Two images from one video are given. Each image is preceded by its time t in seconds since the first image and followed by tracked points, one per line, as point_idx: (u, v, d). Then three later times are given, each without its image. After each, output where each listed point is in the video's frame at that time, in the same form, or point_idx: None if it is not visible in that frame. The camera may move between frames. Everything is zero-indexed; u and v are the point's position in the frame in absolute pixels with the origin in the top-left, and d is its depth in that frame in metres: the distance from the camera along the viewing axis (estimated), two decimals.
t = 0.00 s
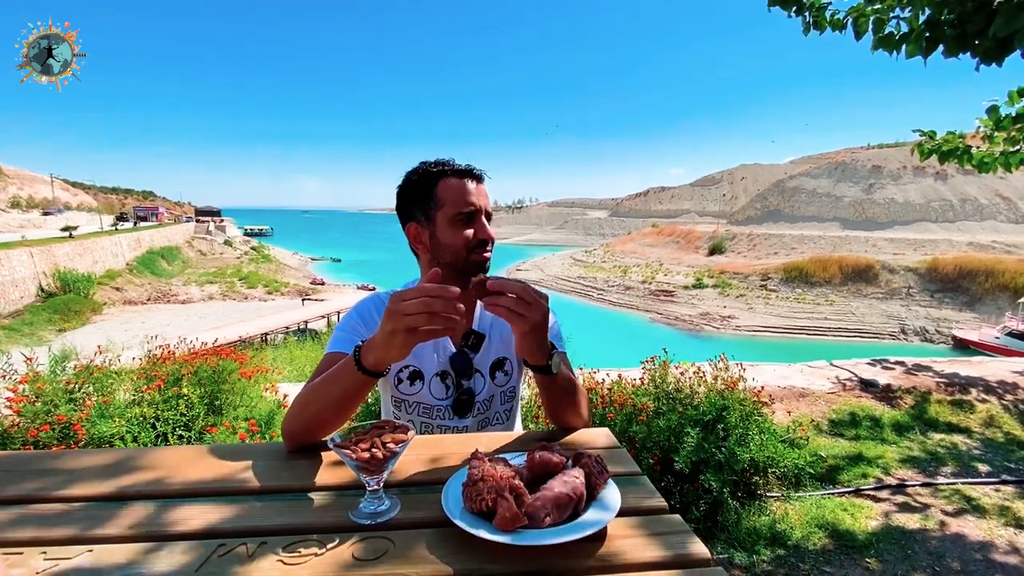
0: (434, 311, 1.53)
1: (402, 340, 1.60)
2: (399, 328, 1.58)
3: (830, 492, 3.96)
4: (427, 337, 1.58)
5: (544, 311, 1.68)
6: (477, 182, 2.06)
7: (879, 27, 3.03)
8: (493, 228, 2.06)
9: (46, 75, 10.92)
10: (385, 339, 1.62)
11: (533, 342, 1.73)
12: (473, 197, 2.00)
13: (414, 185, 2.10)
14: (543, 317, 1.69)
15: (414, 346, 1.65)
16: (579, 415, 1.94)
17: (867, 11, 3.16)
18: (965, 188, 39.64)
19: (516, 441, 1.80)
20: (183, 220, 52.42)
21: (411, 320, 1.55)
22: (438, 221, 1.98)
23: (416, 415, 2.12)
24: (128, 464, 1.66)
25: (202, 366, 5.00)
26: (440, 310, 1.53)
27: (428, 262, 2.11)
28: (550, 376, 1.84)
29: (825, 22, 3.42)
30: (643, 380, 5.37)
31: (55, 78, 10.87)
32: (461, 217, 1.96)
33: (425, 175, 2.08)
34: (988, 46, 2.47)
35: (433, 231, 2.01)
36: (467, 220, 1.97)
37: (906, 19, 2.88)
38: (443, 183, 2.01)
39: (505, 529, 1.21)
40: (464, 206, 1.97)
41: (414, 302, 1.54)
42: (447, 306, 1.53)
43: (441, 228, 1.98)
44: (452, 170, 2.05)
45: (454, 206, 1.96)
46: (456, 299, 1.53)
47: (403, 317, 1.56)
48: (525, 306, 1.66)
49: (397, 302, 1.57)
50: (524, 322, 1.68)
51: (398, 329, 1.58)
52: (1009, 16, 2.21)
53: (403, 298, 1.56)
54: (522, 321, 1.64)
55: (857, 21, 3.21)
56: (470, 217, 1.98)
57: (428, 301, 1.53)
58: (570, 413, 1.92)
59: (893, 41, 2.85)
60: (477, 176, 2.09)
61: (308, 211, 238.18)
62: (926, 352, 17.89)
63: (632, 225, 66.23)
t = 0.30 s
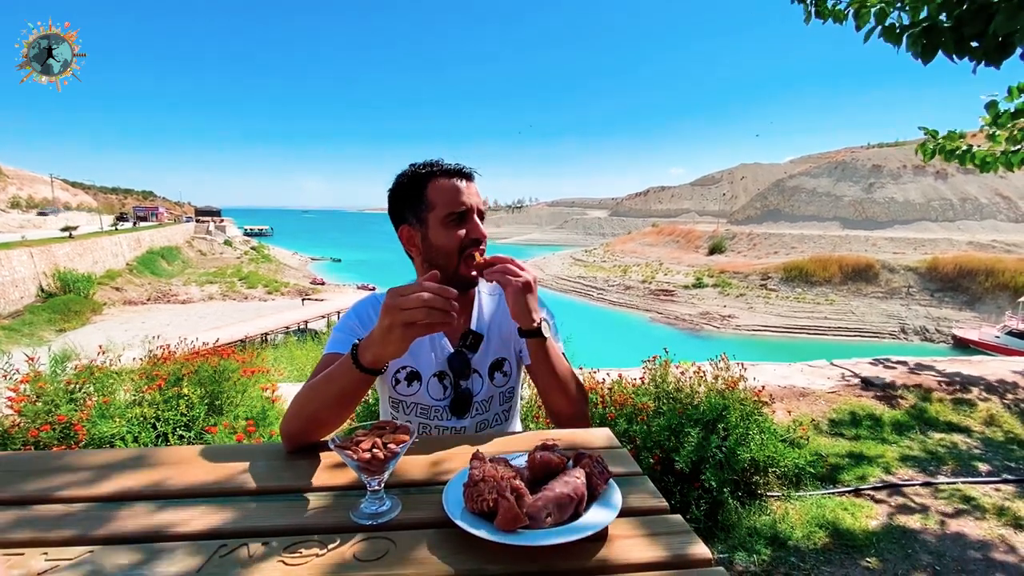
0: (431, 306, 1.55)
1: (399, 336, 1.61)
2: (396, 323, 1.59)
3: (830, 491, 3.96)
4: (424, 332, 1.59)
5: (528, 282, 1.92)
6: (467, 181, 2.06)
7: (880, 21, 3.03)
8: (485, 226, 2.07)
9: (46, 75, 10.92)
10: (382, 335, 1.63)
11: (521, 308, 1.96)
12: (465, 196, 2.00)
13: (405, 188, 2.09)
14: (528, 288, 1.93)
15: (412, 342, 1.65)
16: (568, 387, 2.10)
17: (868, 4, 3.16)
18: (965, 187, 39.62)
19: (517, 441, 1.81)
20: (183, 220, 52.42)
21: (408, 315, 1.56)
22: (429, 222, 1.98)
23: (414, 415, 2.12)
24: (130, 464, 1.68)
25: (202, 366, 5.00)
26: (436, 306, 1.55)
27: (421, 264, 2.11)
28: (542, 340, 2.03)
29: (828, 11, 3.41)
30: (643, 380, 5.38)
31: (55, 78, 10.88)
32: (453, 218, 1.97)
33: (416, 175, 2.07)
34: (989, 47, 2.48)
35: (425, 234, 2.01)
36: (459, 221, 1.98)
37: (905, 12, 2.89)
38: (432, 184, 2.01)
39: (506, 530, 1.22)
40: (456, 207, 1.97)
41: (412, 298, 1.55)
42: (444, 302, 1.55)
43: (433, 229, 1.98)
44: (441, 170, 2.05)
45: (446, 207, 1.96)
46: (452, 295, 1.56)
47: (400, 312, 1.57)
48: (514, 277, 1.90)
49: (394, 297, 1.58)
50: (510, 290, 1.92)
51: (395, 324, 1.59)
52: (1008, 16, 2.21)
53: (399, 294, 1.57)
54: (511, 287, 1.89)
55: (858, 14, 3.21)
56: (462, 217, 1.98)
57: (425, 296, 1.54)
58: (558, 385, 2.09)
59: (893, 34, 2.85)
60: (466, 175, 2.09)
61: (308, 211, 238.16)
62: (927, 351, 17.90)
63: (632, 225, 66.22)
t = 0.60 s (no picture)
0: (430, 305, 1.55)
1: (398, 333, 1.61)
2: (395, 320, 1.59)
3: (831, 491, 3.96)
4: (422, 329, 1.58)
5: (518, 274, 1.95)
6: (469, 183, 2.05)
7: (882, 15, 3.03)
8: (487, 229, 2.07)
9: (47, 75, 10.93)
10: (381, 333, 1.63)
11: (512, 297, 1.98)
12: (467, 199, 2.00)
13: (407, 189, 2.09)
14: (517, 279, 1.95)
15: (410, 339, 1.65)
16: (566, 375, 2.10)
17: None
18: (965, 186, 39.59)
19: (518, 441, 1.81)
20: (183, 221, 52.48)
21: (410, 315, 1.56)
22: (431, 224, 1.98)
23: (416, 415, 2.11)
24: (133, 465, 1.67)
25: (203, 366, 5.00)
26: (437, 306, 1.54)
27: (423, 266, 2.11)
28: (537, 330, 2.01)
29: (828, 7, 3.41)
30: (643, 380, 5.39)
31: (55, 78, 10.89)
32: (456, 221, 1.97)
33: (417, 177, 2.07)
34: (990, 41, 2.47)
35: (427, 236, 2.01)
36: (461, 223, 1.98)
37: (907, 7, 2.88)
38: (434, 186, 2.01)
39: (507, 529, 1.22)
40: (458, 209, 1.97)
41: (413, 296, 1.55)
42: (444, 301, 1.54)
43: (436, 232, 1.98)
44: (443, 172, 2.05)
45: (448, 210, 1.96)
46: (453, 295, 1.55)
47: (400, 312, 1.57)
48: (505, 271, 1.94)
49: (394, 296, 1.58)
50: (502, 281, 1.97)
51: (393, 321, 1.59)
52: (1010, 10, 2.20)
53: (401, 294, 1.57)
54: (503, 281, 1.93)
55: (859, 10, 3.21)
56: (464, 220, 1.98)
57: (428, 296, 1.54)
58: (556, 374, 2.08)
59: (894, 29, 2.85)
60: (468, 177, 2.09)
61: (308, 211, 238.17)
62: (926, 350, 17.90)
63: (632, 225, 66.24)
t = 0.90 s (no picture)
0: (431, 310, 1.55)
1: (399, 336, 1.61)
2: (396, 323, 1.58)
3: (831, 491, 3.96)
4: (422, 332, 1.58)
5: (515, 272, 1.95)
6: (466, 183, 2.05)
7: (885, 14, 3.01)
8: (483, 230, 2.08)
9: (46, 75, 10.93)
10: (381, 335, 1.63)
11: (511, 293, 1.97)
12: (464, 200, 2.00)
13: (405, 187, 2.08)
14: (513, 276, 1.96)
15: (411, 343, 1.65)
16: (567, 372, 2.10)
17: None
18: (965, 186, 39.58)
19: (517, 442, 1.81)
20: (183, 221, 52.54)
21: (410, 318, 1.56)
22: (428, 225, 1.98)
23: (415, 415, 2.11)
24: (133, 465, 1.67)
25: (203, 366, 5.00)
26: (438, 310, 1.54)
27: (420, 266, 2.11)
28: (537, 325, 2.01)
29: (827, 10, 3.41)
30: (643, 380, 5.38)
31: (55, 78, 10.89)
32: (453, 222, 1.97)
33: (415, 177, 2.07)
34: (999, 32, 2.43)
35: (424, 238, 2.01)
36: (458, 225, 1.98)
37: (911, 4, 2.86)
38: (431, 187, 2.01)
39: (507, 529, 1.22)
40: (456, 210, 1.97)
41: (414, 300, 1.55)
42: (445, 305, 1.54)
43: (433, 233, 1.98)
44: (439, 172, 2.04)
45: (445, 211, 1.96)
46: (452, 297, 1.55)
47: (400, 314, 1.56)
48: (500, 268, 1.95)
49: (395, 299, 1.58)
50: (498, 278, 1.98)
51: (395, 324, 1.59)
52: None
53: (400, 297, 1.57)
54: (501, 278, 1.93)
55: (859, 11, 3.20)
56: (462, 221, 1.98)
57: (428, 298, 1.54)
58: (557, 371, 2.08)
59: (894, 30, 2.85)
60: (465, 177, 2.08)
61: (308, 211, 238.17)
62: (927, 350, 17.90)
63: (632, 225, 66.26)
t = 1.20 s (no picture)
0: (432, 312, 1.54)
1: (400, 338, 1.60)
2: (397, 325, 1.58)
3: (831, 490, 3.96)
4: (424, 334, 1.58)
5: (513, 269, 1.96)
6: (463, 182, 2.04)
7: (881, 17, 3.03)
8: (481, 229, 2.08)
9: (47, 75, 10.92)
10: (382, 337, 1.62)
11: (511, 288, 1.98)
12: (461, 200, 2.00)
13: (402, 186, 2.08)
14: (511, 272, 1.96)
15: (412, 345, 1.64)
16: (568, 369, 2.10)
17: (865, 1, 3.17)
18: (965, 185, 39.57)
19: (517, 442, 1.81)
20: (183, 221, 52.58)
21: (409, 318, 1.56)
22: (425, 225, 1.98)
23: (415, 414, 2.11)
24: (131, 465, 1.67)
25: (204, 366, 5.00)
26: (439, 312, 1.54)
27: (418, 266, 2.11)
28: (537, 320, 2.02)
29: (825, 10, 3.41)
30: (643, 379, 5.39)
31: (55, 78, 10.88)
32: (451, 221, 1.97)
33: (412, 176, 2.07)
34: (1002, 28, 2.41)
35: (422, 237, 2.01)
36: (455, 224, 1.98)
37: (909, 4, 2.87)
38: (427, 187, 2.00)
39: (506, 529, 1.22)
40: (452, 210, 1.97)
41: (414, 301, 1.55)
42: (446, 306, 1.54)
43: (430, 232, 1.98)
44: (436, 171, 2.04)
45: (442, 210, 1.96)
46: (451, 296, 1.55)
47: (401, 315, 1.56)
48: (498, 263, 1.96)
49: (395, 300, 1.57)
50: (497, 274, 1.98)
51: (396, 326, 1.58)
52: None
53: (401, 297, 1.57)
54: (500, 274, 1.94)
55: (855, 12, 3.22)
56: (458, 221, 1.98)
57: (427, 298, 1.55)
58: (559, 368, 2.08)
59: (895, 31, 2.85)
60: (462, 177, 2.08)
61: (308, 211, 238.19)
62: (926, 349, 17.90)
63: (632, 224, 66.28)
